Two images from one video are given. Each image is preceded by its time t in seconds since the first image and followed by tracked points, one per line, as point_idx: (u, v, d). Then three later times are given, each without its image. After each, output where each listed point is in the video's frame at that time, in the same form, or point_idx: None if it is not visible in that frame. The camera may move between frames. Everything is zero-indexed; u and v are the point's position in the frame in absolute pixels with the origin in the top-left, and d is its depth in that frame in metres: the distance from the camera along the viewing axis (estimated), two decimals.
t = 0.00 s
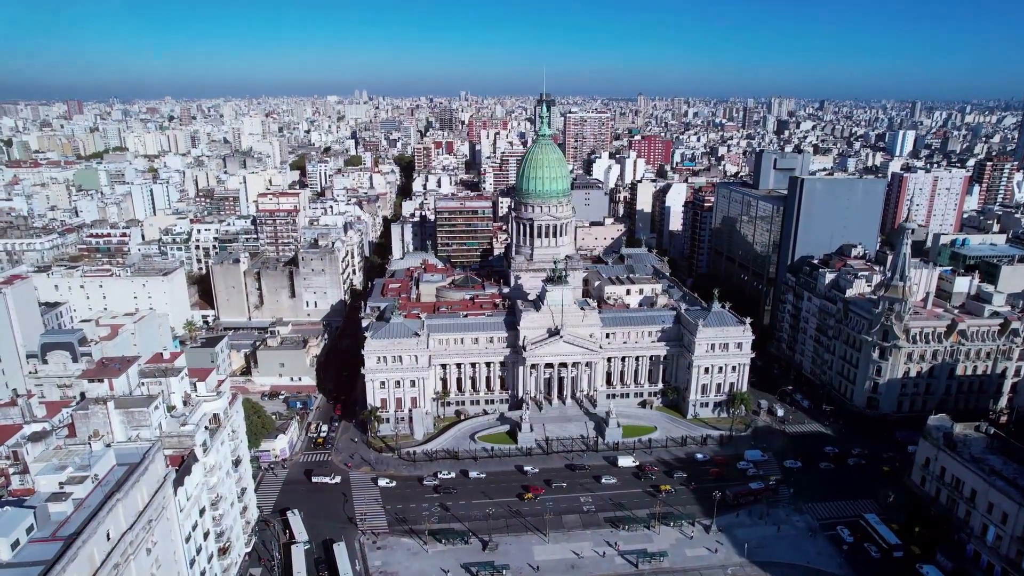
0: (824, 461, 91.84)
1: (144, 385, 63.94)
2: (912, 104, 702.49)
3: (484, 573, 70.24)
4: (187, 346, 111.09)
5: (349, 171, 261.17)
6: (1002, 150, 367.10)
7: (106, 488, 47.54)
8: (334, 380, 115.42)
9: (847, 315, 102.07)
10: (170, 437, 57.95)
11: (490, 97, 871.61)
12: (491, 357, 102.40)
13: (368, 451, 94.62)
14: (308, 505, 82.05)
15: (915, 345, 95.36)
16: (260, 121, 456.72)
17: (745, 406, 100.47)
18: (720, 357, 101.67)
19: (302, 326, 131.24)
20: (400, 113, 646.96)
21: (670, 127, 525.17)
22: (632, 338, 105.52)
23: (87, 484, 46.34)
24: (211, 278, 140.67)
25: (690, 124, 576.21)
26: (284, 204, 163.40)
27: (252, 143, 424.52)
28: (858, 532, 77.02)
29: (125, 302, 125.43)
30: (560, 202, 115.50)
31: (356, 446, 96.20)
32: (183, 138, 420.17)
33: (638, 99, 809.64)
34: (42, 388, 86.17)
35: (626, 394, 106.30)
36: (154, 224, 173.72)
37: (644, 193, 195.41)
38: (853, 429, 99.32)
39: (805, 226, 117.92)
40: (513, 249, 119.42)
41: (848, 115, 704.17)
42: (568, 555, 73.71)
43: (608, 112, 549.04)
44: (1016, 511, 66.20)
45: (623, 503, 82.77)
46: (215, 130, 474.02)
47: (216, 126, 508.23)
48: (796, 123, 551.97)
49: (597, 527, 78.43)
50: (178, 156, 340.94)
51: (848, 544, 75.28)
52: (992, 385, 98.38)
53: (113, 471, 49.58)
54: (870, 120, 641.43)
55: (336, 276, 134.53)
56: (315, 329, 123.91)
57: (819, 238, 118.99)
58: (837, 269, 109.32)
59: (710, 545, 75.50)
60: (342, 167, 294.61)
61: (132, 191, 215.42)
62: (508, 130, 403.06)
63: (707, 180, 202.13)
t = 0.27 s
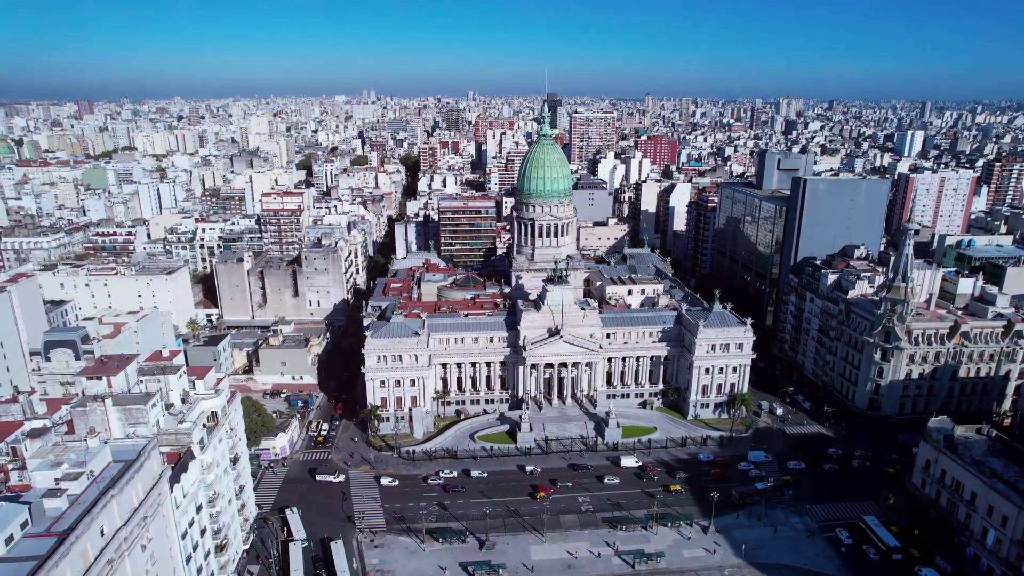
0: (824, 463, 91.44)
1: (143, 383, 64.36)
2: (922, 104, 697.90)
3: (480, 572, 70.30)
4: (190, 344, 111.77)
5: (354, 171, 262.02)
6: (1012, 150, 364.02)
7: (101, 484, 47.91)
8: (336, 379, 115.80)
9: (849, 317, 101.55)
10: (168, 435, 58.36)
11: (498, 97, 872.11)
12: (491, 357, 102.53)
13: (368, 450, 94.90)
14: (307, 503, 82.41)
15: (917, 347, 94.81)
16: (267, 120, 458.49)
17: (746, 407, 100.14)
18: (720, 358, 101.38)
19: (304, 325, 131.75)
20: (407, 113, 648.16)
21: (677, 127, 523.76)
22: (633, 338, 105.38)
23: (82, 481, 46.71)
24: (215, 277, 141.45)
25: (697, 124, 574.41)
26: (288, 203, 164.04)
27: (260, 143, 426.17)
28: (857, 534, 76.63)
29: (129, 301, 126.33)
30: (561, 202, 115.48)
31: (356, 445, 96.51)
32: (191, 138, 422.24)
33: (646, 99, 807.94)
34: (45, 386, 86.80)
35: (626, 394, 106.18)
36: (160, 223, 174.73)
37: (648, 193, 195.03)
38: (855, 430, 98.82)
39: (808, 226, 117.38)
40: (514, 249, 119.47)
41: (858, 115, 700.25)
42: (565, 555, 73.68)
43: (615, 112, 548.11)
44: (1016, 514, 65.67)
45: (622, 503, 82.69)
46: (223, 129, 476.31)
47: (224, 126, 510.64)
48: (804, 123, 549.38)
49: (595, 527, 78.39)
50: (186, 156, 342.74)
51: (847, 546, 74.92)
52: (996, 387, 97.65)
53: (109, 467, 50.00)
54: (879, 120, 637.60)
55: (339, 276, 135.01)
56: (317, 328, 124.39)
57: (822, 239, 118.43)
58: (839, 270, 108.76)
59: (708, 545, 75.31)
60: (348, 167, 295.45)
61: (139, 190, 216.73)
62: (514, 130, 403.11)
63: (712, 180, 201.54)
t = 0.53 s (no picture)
0: (825, 464, 91.01)
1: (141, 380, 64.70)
2: (932, 105, 693.52)
3: (477, 571, 70.39)
4: (192, 342, 112.37)
5: (360, 171, 262.70)
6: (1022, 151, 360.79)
7: (96, 480, 48.31)
8: (337, 378, 116.09)
9: (851, 318, 101.02)
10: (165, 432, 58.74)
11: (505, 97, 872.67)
12: (492, 357, 102.67)
13: (368, 449, 95.22)
14: (306, 501, 82.72)
15: (919, 348, 94.26)
16: (275, 120, 460.18)
17: (747, 408, 99.80)
18: (721, 359, 101.06)
19: (307, 324, 132.28)
20: (414, 113, 649.31)
21: (683, 127, 522.39)
22: (633, 339, 105.22)
23: (78, 477, 47.09)
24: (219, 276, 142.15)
25: (704, 125, 572.65)
26: (293, 203, 164.63)
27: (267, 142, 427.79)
28: (857, 536, 76.21)
29: (134, 299, 127.15)
30: (563, 202, 115.43)
31: (356, 443, 96.80)
32: (199, 137, 424.44)
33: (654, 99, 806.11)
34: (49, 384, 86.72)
35: (627, 395, 106.08)
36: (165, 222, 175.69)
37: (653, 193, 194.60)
38: (856, 432, 98.32)
39: (811, 227, 116.81)
40: (515, 248, 119.53)
41: (867, 116, 696.11)
42: (562, 555, 73.64)
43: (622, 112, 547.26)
44: (1016, 517, 65.17)
45: (620, 504, 82.58)
46: (232, 129, 478.61)
47: (232, 125, 512.90)
48: (812, 123, 546.57)
49: (592, 527, 78.35)
50: (193, 155, 344.60)
51: (845, 548, 74.52)
52: (999, 390, 96.94)
53: (105, 464, 50.43)
54: (888, 121, 633.77)
55: (342, 275, 135.43)
56: (320, 327, 124.82)
57: (824, 240, 117.86)
58: (841, 271, 108.18)
59: (705, 546, 75.12)
60: (354, 166, 296.24)
61: (146, 189, 218.06)
62: (521, 130, 402.93)
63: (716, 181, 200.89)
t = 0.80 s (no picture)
0: (826, 466, 90.59)
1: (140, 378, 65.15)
2: (942, 105, 688.17)
3: (473, 571, 70.46)
4: (195, 341, 113.09)
5: (365, 170, 263.39)
6: None
7: (92, 477, 48.71)
8: (339, 376, 116.44)
9: (853, 319, 100.49)
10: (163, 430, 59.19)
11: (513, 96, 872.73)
12: (492, 356, 102.77)
13: (368, 448, 95.53)
14: (305, 499, 83.09)
15: (921, 350, 93.65)
16: (282, 120, 462.05)
17: (747, 410, 99.52)
18: (721, 360, 100.75)
19: (309, 323, 132.83)
20: (422, 113, 650.31)
21: (691, 128, 520.69)
22: (634, 339, 105.04)
23: (73, 473, 47.49)
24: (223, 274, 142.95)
25: (712, 125, 570.71)
26: (297, 202, 165.38)
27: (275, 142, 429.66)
28: (855, 539, 75.81)
29: (138, 298, 128.05)
30: (564, 202, 115.37)
31: (356, 442, 97.12)
32: (207, 136, 426.60)
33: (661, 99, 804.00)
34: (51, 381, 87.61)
35: (627, 395, 105.97)
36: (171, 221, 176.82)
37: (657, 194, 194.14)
38: (858, 435, 97.83)
39: (814, 228, 116.23)
40: (517, 248, 119.61)
41: (876, 116, 691.72)
42: (558, 555, 73.64)
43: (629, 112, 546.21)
44: (1015, 521, 64.64)
45: (618, 504, 82.49)
46: (240, 129, 481.04)
47: (240, 125, 515.35)
48: (821, 124, 543.84)
49: (589, 527, 78.30)
50: (201, 155, 346.44)
51: (844, 550, 74.15)
52: (1002, 392, 96.18)
53: (101, 460, 50.90)
54: (898, 121, 629.29)
55: (344, 274, 135.80)
56: (322, 326, 125.22)
57: (827, 241, 117.27)
58: (844, 272, 107.61)
59: (702, 547, 74.95)
60: (360, 166, 297.13)
61: (153, 188, 219.56)
62: (527, 130, 402.85)
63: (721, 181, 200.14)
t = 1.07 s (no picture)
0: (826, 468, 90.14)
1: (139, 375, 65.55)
2: (952, 105, 683.23)
3: (469, 570, 70.54)
4: (198, 340, 113.83)
5: (371, 170, 264.18)
6: None
7: (87, 473, 49.12)
8: (340, 375, 116.81)
9: (855, 321, 99.95)
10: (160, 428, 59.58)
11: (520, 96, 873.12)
12: (492, 356, 102.87)
13: (367, 446, 95.83)
14: (304, 497, 83.46)
15: (924, 352, 93.03)
16: (289, 120, 464.05)
17: (748, 411, 99.20)
18: (722, 361, 100.45)
19: (312, 322, 133.36)
20: (429, 113, 651.65)
21: (698, 128, 519.08)
22: (634, 340, 104.84)
23: (69, 470, 47.89)
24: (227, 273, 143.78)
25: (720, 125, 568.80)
26: (301, 202, 166.09)
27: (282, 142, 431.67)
28: (854, 541, 75.43)
29: (143, 296, 128.99)
30: (566, 202, 115.33)
31: (357, 441, 97.44)
32: (215, 136, 429.11)
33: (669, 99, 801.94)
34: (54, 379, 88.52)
35: (627, 395, 105.84)
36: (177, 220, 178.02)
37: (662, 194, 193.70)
38: (860, 437, 97.30)
39: (817, 228, 115.67)
40: (518, 248, 119.72)
41: (886, 116, 687.18)
42: (555, 554, 73.66)
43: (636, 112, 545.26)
44: (1015, 524, 64.11)
45: (617, 505, 82.42)
46: (248, 129, 483.69)
47: (248, 125, 518.21)
48: (829, 124, 541.17)
49: (587, 527, 78.24)
50: (209, 154, 348.58)
51: (842, 552, 73.80)
52: (1006, 395, 95.41)
53: (97, 457, 51.25)
54: (908, 122, 624.95)
55: (347, 273, 136.25)
56: (324, 325, 125.66)
57: (830, 241, 116.66)
58: (847, 273, 107.04)
59: (699, 549, 74.76)
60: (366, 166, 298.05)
61: (161, 188, 221.12)
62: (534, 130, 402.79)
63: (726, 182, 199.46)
